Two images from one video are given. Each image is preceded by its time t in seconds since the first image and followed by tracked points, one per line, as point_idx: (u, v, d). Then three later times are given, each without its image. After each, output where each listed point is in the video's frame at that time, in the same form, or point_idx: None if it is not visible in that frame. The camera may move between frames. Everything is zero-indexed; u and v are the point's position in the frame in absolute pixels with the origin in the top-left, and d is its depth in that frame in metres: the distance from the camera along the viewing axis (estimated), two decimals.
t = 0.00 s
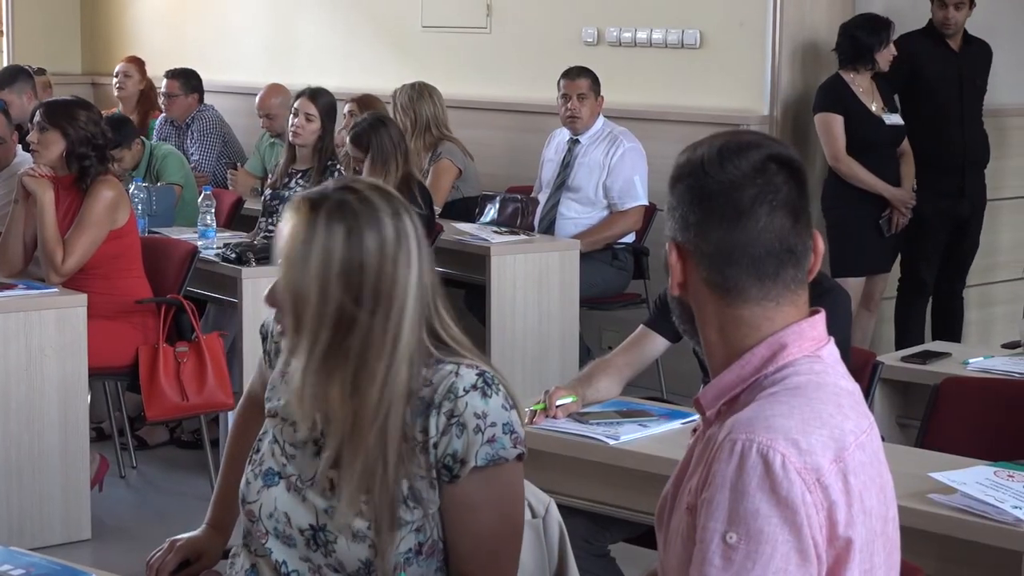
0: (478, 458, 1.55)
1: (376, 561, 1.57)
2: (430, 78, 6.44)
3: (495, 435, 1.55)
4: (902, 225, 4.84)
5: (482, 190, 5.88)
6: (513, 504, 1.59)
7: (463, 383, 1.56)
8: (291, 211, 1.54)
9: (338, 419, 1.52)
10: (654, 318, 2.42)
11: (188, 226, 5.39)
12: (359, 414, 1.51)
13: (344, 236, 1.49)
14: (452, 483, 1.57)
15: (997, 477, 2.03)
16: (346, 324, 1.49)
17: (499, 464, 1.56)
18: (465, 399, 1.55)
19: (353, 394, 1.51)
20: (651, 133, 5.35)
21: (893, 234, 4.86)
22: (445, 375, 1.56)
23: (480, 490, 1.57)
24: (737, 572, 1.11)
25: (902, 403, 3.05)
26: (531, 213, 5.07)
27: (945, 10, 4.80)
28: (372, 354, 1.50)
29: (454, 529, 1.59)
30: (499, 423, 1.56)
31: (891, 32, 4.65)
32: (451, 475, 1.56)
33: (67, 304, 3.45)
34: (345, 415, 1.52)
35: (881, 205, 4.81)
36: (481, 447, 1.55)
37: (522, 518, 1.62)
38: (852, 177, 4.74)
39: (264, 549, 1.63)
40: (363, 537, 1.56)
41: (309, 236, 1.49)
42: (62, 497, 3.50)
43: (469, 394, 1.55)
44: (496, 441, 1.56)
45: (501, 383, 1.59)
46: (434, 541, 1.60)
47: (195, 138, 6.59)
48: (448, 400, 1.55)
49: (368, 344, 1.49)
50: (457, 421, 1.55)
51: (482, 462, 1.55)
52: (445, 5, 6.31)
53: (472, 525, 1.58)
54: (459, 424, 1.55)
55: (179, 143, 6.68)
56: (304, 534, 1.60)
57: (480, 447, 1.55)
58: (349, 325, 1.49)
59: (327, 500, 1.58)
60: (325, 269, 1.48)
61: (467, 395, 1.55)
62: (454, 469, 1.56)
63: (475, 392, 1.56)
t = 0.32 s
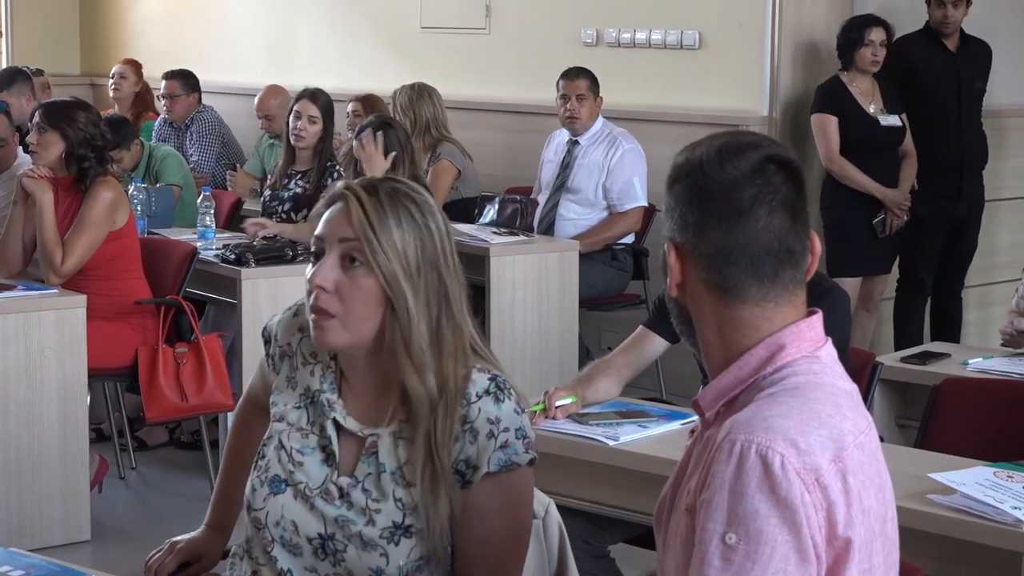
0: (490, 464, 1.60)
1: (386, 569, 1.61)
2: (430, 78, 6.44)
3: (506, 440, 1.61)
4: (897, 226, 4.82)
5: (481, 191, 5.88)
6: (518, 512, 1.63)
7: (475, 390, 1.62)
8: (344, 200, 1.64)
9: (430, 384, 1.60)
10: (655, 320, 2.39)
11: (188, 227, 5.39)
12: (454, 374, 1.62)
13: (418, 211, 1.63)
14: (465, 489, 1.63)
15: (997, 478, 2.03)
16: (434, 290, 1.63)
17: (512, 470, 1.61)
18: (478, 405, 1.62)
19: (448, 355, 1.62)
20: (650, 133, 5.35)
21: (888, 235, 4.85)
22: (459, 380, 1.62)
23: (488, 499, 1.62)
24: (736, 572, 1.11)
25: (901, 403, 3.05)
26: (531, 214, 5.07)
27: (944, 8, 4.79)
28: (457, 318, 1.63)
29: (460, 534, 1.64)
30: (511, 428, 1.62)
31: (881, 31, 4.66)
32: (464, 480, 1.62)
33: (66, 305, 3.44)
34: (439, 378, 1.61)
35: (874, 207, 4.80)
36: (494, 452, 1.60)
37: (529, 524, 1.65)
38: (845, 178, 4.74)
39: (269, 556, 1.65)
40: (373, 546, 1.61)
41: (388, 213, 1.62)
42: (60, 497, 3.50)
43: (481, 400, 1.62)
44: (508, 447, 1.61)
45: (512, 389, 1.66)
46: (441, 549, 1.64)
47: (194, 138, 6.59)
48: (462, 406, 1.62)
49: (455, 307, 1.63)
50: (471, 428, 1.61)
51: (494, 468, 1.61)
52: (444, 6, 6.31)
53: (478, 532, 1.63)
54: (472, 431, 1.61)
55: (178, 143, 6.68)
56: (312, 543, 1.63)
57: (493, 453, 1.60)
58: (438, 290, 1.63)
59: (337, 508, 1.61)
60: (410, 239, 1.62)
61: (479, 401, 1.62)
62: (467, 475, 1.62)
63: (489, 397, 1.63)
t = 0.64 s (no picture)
0: (526, 460, 1.62)
1: None
2: (444, 78, 6.45)
3: (540, 438, 1.62)
4: (908, 227, 4.80)
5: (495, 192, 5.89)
6: (545, 510, 1.65)
7: (506, 389, 1.63)
8: (370, 208, 1.65)
9: (452, 390, 1.62)
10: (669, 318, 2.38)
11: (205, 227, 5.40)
12: (478, 378, 1.63)
13: (442, 216, 1.64)
14: (498, 488, 1.64)
15: (1011, 478, 2.02)
16: (457, 296, 1.63)
17: (545, 466, 1.63)
18: (511, 404, 1.63)
19: (469, 361, 1.62)
20: (663, 134, 5.36)
21: (898, 235, 4.83)
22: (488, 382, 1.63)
23: (520, 497, 1.64)
24: (751, 573, 1.12)
25: (916, 403, 3.05)
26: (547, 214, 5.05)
27: (955, 9, 4.78)
28: (479, 323, 1.64)
29: (486, 535, 1.66)
30: (544, 425, 1.63)
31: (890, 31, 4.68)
32: (497, 478, 1.63)
33: (82, 305, 3.46)
34: (465, 383, 1.62)
35: (884, 207, 4.80)
36: (528, 450, 1.62)
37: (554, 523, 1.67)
38: (855, 176, 4.74)
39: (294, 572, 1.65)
40: (405, 554, 1.62)
41: (413, 219, 1.62)
42: (78, 496, 3.52)
43: (514, 398, 1.63)
44: (542, 443, 1.62)
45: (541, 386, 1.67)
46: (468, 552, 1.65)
47: (210, 138, 6.61)
48: (494, 407, 1.63)
49: (479, 313, 1.64)
50: (505, 426, 1.62)
51: (530, 465, 1.62)
52: (459, 8, 6.31)
53: (505, 531, 1.65)
54: (506, 430, 1.62)
55: (194, 144, 6.70)
56: (340, 556, 1.63)
57: (527, 450, 1.62)
58: (460, 295, 1.63)
59: (365, 519, 1.63)
60: (435, 246, 1.62)
61: (512, 399, 1.63)
62: (501, 473, 1.63)
63: (520, 395, 1.64)
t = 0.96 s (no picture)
0: (523, 445, 1.72)
1: (423, 558, 1.72)
2: (448, 87, 6.55)
3: (537, 422, 1.72)
4: (893, 228, 4.89)
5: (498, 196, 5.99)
6: (543, 494, 1.74)
7: (505, 377, 1.75)
8: (379, 218, 1.76)
9: (459, 386, 1.73)
10: (663, 316, 2.50)
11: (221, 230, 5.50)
12: (482, 373, 1.74)
13: (448, 224, 1.75)
14: (496, 471, 1.73)
15: (989, 468, 2.13)
16: (464, 299, 1.74)
17: (543, 449, 1.73)
18: (511, 390, 1.74)
19: (474, 358, 1.73)
20: (662, 141, 5.45)
21: (883, 237, 4.92)
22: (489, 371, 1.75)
23: (518, 479, 1.73)
24: (742, 557, 1.21)
25: (898, 397, 3.15)
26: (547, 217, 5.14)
27: (933, 19, 4.90)
28: (483, 323, 1.75)
29: (486, 517, 1.76)
30: (541, 410, 1.74)
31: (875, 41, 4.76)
32: (497, 462, 1.73)
33: (105, 304, 3.55)
34: (471, 380, 1.73)
35: (870, 210, 4.89)
36: (526, 434, 1.72)
37: (553, 505, 1.77)
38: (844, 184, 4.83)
39: (304, 562, 1.76)
40: (410, 537, 1.71)
41: (422, 228, 1.73)
42: (101, 484, 3.63)
43: (514, 385, 1.74)
44: (539, 428, 1.72)
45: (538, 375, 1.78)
46: (470, 535, 1.75)
47: (227, 145, 6.73)
48: (495, 394, 1.74)
49: (483, 313, 1.75)
50: (505, 412, 1.73)
51: (528, 448, 1.72)
52: (463, 20, 6.42)
53: (504, 515, 1.74)
54: (506, 415, 1.73)
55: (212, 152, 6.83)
56: (348, 545, 1.73)
57: (526, 434, 1.72)
58: (466, 298, 1.74)
59: (372, 507, 1.72)
60: (442, 252, 1.73)
61: (511, 386, 1.74)
62: (501, 457, 1.73)
63: (519, 382, 1.75)
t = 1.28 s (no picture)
0: (529, 425, 1.90)
1: (437, 535, 1.89)
2: (454, 101, 6.77)
3: (540, 404, 1.90)
4: (868, 232, 5.13)
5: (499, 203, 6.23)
6: (545, 470, 1.93)
7: (511, 362, 1.94)
8: (396, 220, 1.93)
9: (468, 376, 1.90)
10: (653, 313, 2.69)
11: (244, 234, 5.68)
12: (489, 361, 1.92)
13: (460, 227, 1.93)
14: (503, 450, 1.92)
15: (954, 453, 2.30)
16: (474, 295, 1.92)
17: (546, 428, 1.91)
18: (515, 374, 1.93)
19: (481, 350, 1.91)
20: (650, 151, 5.64)
21: (858, 240, 5.17)
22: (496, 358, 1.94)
23: (523, 458, 1.91)
24: (726, 536, 1.33)
25: (871, 387, 3.23)
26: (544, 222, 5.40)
27: (905, 40, 5.15)
28: (491, 318, 1.93)
29: (495, 494, 1.94)
30: (544, 392, 1.92)
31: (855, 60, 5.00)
32: (504, 441, 1.91)
33: (138, 301, 3.78)
34: (479, 369, 1.90)
35: (845, 215, 5.14)
36: (530, 415, 1.90)
37: (554, 484, 1.95)
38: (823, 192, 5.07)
39: (327, 546, 1.92)
40: (425, 517, 1.88)
41: (436, 229, 1.90)
42: (134, 466, 3.86)
43: (518, 369, 1.93)
44: (542, 409, 1.90)
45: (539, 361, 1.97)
46: (477, 515, 1.92)
47: (248, 156, 6.93)
48: (502, 378, 1.93)
49: (490, 309, 1.93)
50: (511, 395, 1.91)
51: (532, 428, 1.90)
52: (470, 40, 6.62)
53: (509, 491, 1.92)
54: (512, 398, 1.91)
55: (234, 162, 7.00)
56: (366, 528, 1.90)
57: (530, 415, 1.90)
58: (476, 294, 1.93)
59: (388, 491, 1.89)
60: (455, 252, 1.91)
61: (516, 370, 1.93)
62: (507, 437, 1.91)
63: (522, 367, 1.94)
